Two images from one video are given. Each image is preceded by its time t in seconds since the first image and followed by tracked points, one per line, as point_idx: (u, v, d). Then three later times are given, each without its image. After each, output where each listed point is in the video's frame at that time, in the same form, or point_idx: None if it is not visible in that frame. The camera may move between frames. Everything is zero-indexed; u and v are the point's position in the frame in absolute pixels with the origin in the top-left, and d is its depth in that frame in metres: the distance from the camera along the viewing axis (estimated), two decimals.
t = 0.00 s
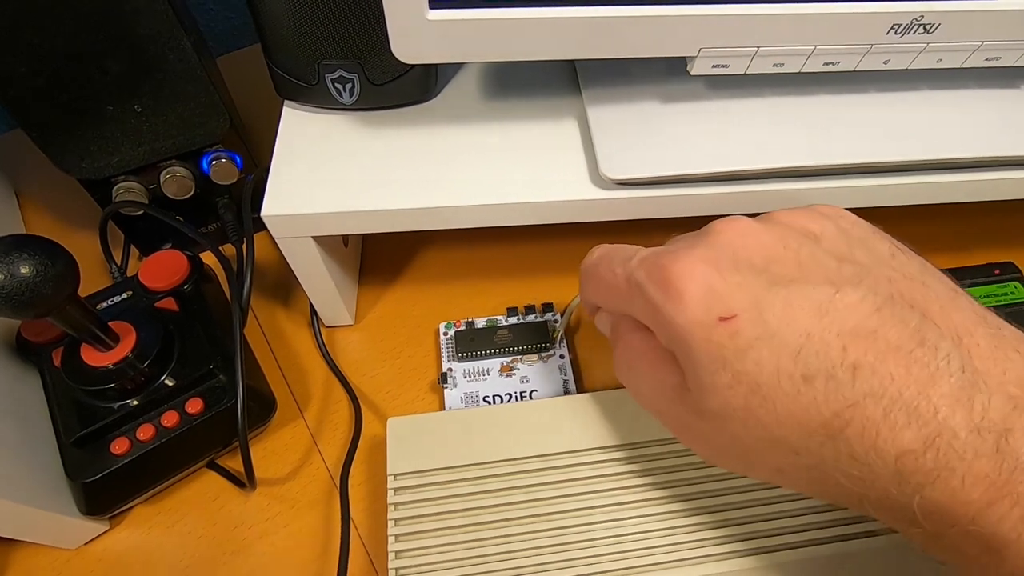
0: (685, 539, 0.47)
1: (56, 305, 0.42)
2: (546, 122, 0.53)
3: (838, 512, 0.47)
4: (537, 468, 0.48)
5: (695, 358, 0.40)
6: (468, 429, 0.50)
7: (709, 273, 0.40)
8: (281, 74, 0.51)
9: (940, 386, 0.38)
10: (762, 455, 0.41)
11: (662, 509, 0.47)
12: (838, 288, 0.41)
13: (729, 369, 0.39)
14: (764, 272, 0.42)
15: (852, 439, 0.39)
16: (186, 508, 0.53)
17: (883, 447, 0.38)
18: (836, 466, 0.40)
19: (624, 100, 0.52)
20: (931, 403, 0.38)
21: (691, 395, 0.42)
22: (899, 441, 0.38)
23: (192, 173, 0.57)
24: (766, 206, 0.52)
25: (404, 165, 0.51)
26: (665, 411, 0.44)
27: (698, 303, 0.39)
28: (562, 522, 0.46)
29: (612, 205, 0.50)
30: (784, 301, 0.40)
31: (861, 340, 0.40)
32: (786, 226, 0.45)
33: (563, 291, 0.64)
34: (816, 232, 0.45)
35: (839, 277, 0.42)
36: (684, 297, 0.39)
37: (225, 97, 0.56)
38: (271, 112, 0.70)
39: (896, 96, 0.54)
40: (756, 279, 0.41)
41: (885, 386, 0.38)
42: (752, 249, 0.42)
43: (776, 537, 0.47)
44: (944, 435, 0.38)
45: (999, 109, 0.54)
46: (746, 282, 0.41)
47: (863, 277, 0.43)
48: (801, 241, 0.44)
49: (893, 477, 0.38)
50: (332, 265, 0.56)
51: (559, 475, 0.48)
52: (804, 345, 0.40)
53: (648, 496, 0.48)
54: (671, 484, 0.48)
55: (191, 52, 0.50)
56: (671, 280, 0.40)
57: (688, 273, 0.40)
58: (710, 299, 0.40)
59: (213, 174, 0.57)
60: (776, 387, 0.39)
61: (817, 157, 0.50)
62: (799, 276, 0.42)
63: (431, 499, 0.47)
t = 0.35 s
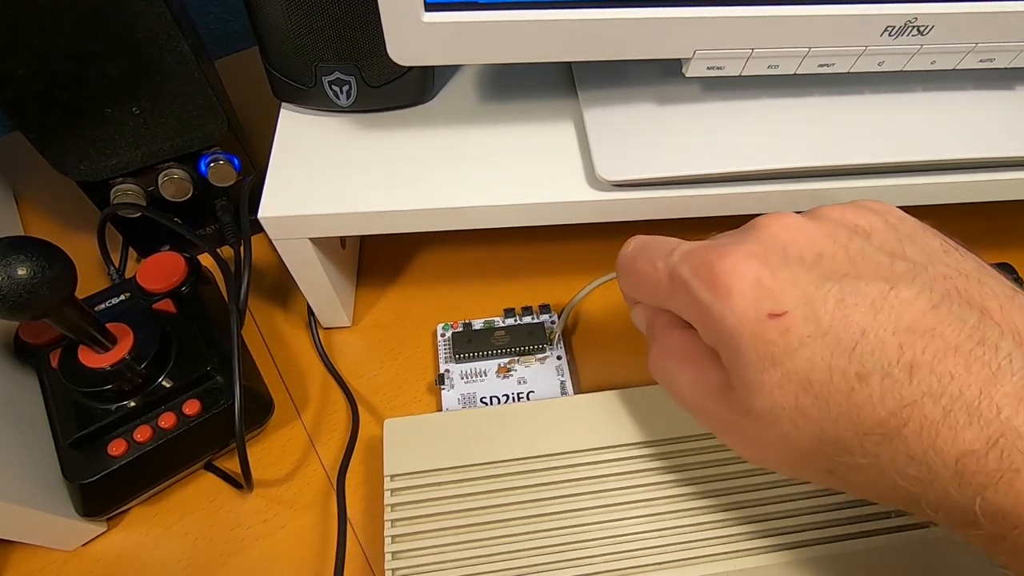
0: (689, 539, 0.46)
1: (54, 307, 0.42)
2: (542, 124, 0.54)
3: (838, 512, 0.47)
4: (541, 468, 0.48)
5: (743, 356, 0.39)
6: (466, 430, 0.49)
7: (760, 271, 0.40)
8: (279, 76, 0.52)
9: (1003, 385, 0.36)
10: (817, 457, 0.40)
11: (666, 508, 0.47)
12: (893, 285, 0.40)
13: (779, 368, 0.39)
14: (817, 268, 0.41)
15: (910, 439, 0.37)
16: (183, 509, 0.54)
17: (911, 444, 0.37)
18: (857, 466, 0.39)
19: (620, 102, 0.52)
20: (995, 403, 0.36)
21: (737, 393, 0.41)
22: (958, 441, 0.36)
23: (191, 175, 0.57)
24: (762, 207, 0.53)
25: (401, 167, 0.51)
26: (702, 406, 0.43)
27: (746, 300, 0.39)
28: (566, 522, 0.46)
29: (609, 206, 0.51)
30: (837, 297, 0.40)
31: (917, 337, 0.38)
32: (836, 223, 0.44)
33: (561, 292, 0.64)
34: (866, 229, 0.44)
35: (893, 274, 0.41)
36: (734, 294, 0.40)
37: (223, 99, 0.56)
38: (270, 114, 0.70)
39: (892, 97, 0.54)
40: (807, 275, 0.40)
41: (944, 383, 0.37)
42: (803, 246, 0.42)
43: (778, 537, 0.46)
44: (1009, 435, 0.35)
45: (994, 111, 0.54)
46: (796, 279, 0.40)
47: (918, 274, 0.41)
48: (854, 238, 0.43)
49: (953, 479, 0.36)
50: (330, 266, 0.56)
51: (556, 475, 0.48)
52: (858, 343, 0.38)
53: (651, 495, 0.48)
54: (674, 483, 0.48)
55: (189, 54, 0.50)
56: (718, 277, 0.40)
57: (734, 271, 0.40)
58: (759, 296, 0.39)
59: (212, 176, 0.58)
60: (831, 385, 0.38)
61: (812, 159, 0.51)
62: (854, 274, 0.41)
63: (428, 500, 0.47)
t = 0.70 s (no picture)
0: (694, 539, 0.46)
1: (54, 308, 0.43)
2: (541, 126, 0.54)
3: (842, 512, 0.47)
4: (548, 468, 0.48)
5: (713, 353, 0.40)
6: (465, 431, 0.49)
7: (728, 272, 0.40)
8: (278, 78, 0.52)
9: (954, 376, 0.38)
10: (782, 449, 0.40)
11: (672, 508, 0.47)
12: (852, 284, 0.41)
13: (746, 363, 0.39)
14: (782, 269, 0.41)
15: (867, 428, 0.38)
16: (183, 510, 0.54)
17: (870, 435, 0.38)
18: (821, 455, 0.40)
19: (618, 103, 0.52)
20: (946, 395, 0.37)
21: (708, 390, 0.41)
22: (913, 430, 0.37)
23: (191, 177, 0.58)
24: (761, 208, 0.53)
25: (400, 169, 0.51)
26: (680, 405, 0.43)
27: (716, 299, 0.40)
28: (573, 522, 0.46)
29: (607, 208, 0.51)
30: (799, 295, 0.40)
31: (875, 333, 0.39)
32: (802, 228, 0.44)
33: (560, 293, 0.64)
34: (831, 234, 0.44)
35: (852, 274, 0.41)
36: (702, 293, 0.40)
37: (223, 101, 0.56)
38: (270, 116, 0.70)
39: (890, 98, 0.54)
40: (771, 275, 0.41)
41: (899, 376, 0.38)
42: (768, 248, 0.42)
43: (783, 537, 0.46)
44: (959, 423, 0.37)
45: (993, 111, 0.54)
46: (763, 279, 0.40)
47: (877, 275, 0.42)
48: (818, 242, 0.43)
49: (909, 466, 0.37)
50: (329, 268, 0.56)
51: (557, 476, 0.48)
52: (820, 338, 0.39)
53: (657, 495, 0.47)
54: (677, 484, 0.48)
55: (189, 57, 0.51)
56: (690, 278, 0.40)
57: (705, 272, 0.40)
58: (727, 295, 0.40)
59: (212, 177, 0.58)
60: (794, 380, 0.39)
61: (811, 160, 0.51)
62: (817, 274, 0.41)
63: (427, 501, 0.47)
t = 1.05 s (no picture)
0: (698, 539, 0.46)
1: (57, 309, 0.43)
2: (543, 127, 0.54)
3: (840, 512, 0.47)
4: (551, 468, 0.48)
5: (650, 340, 0.41)
6: (464, 431, 0.49)
7: (662, 266, 0.42)
8: (280, 80, 0.52)
9: (863, 344, 0.38)
10: (713, 426, 0.41)
11: (675, 508, 0.47)
12: (773, 271, 0.42)
13: (678, 345, 0.40)
14: (712, 263, 0.43)
15: (788, 396, 0.38)
16: (185, 511, 0.54)
17: (813, 413, 0.38)
18: (748, 426, 0.40)
19: (619, 105, 0.53)
20: (855, 361, 0.38)
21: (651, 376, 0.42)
22: (827, 395, 0.38)
23: (193, 179, 0.58)
24: (761, 209, 0.53)
25: (402, 170, 0.52)
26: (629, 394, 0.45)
27: (650, 290, 0.42)
28: (575, 522, 0.46)
29: (608, 209, 0.51)
30: (726, 282, 0.41)
31: (792, 311, 0.40)
32: (736, 230, 0.46)
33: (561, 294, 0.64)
34: (758, 236, 0.46)
35: (774, 264, 0.43)
36: (637, 286, 0.42)
37: (225, 103, 0.56)
38: (271, 117, 0.70)
39: (890, 99, 0.54)
40: (700, 267, 0.43)
41: (814, 347, 0.39)
42: (702, 245, 0.44)
43: (785, 537, 0.46)
44: (868, 386, 0.37)
45: (993, 112, 0.54)
46: (694, 271, 0.42)
47: (798, 264, 0.43)
48: (748, 241, 0.45)
49: (824, 429, 0.38)
50: (331, 269, 0.56)
51: (554, 476, 0.48)
52: (743, 318, 0.40)
53: (660, 495, 0.47)
54: (675, 484, 0.48)
55: (191, 58, 0.51)
56: (629, 275, 0.43)
57: (642, 267, 0.42)
58: (660, 286, 0.42)
59: (214, 179, 0.58)
60: (721, 356, 0.39)
61: (812, 161, 0.51)
62: (743, 265, 0.43)
63: (428, 501, 0.47)
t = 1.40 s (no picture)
0: (700, 540, 0.45)
1: (63, 309, 0.43)
2: (549, 129, 0.54)
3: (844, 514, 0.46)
4: (562, 468, 0.48)
5: (630, 357, 0.41)
6: (468, 432, 0.49)
7: (636, 280, 0.42)
8: (285, 80, 0.52)
9: (846, 351, 0.38)
10: (700, 443, 0.40)
11: (689, 508, 0.46)
12: (749, 281, 0.42)
13: (660, 362, 0.39)
14: (687, 275, 0.42)
15: (774, 409, 0.37)
16: (189, 511, 0.54)
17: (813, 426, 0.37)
18: (735, 442, 0.39)
19: (623, 106, 0.53)
20: (839, 368, 0.37)
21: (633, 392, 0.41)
22: (814, 405, 0.37)
23: (198, 179, 0.58)
24: (766, 211, 0.53)
25: (406, 171, 0.52)
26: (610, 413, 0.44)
27: (626, 306, 0.41)
28: (585, 522, 0.46)
29: (613, 210, 0.51)
30: (704, 294, 0.41)
31: (772, 321, 0.39)
32: (707, 241, 0.46)
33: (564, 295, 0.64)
34: (730, 245, 0.46)
35: (749, 273, 0.42)
36: (614, 302, 0.41)
37: (229, 104, 0.56)
38: (275, 118, 0.71)
39: (895, 101, 0.54)
40: (677, 279, 0.42)
41: (798, 357, 0.38)
42: (675, 256, 0.44)
43: (799, 537, 0.46)
44: (854, 395, 0.37)
45: (997, 114, 0.54)
46: (670, 283, 0.42)
47: (773, 274, 0.42)
48: (720, 251, 0.45)
49: (811, 440, 0.37)
50: (335, 270, 0.57)
51: (555, 476, 0.47)
52: (725, 330, 0.39)
53: (669, 495, 0.47)
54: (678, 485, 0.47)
55: (196, 59, 0.51)
56: (603, 290, 0.42)
57: (616, 283, 0.42)
58: (637, 301, 0.41)
59: (218, 180, 0.58)
60: (704, 371, 0.39)
61: (817, 163, 0.51)
62: (718, 275, 0.42)
63: (432, 502, 0.47)
